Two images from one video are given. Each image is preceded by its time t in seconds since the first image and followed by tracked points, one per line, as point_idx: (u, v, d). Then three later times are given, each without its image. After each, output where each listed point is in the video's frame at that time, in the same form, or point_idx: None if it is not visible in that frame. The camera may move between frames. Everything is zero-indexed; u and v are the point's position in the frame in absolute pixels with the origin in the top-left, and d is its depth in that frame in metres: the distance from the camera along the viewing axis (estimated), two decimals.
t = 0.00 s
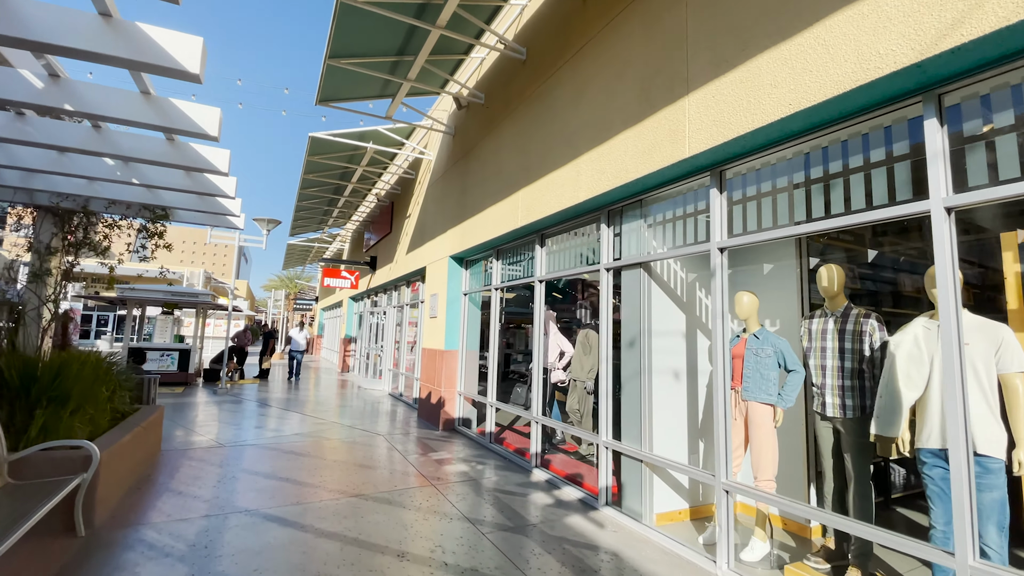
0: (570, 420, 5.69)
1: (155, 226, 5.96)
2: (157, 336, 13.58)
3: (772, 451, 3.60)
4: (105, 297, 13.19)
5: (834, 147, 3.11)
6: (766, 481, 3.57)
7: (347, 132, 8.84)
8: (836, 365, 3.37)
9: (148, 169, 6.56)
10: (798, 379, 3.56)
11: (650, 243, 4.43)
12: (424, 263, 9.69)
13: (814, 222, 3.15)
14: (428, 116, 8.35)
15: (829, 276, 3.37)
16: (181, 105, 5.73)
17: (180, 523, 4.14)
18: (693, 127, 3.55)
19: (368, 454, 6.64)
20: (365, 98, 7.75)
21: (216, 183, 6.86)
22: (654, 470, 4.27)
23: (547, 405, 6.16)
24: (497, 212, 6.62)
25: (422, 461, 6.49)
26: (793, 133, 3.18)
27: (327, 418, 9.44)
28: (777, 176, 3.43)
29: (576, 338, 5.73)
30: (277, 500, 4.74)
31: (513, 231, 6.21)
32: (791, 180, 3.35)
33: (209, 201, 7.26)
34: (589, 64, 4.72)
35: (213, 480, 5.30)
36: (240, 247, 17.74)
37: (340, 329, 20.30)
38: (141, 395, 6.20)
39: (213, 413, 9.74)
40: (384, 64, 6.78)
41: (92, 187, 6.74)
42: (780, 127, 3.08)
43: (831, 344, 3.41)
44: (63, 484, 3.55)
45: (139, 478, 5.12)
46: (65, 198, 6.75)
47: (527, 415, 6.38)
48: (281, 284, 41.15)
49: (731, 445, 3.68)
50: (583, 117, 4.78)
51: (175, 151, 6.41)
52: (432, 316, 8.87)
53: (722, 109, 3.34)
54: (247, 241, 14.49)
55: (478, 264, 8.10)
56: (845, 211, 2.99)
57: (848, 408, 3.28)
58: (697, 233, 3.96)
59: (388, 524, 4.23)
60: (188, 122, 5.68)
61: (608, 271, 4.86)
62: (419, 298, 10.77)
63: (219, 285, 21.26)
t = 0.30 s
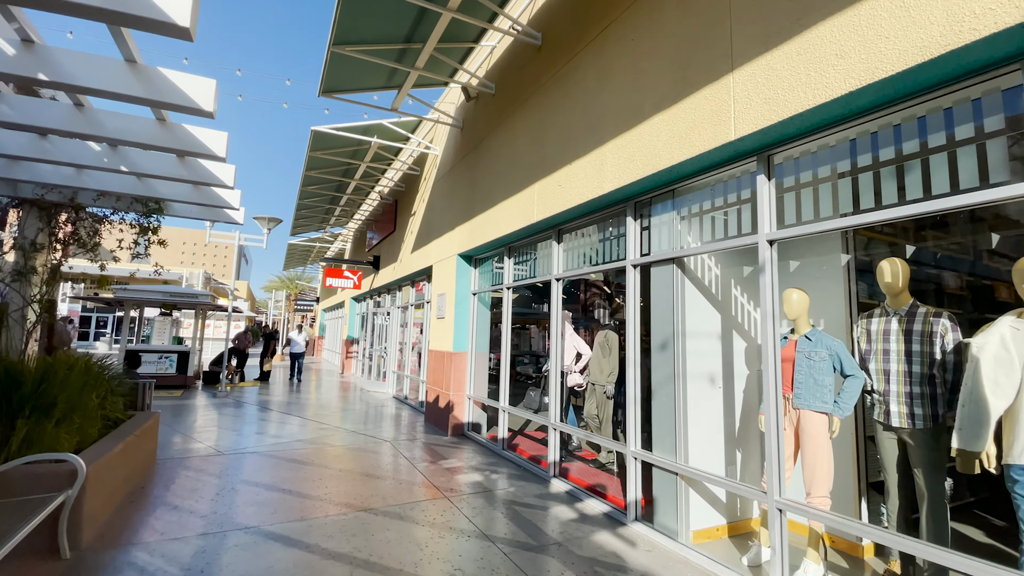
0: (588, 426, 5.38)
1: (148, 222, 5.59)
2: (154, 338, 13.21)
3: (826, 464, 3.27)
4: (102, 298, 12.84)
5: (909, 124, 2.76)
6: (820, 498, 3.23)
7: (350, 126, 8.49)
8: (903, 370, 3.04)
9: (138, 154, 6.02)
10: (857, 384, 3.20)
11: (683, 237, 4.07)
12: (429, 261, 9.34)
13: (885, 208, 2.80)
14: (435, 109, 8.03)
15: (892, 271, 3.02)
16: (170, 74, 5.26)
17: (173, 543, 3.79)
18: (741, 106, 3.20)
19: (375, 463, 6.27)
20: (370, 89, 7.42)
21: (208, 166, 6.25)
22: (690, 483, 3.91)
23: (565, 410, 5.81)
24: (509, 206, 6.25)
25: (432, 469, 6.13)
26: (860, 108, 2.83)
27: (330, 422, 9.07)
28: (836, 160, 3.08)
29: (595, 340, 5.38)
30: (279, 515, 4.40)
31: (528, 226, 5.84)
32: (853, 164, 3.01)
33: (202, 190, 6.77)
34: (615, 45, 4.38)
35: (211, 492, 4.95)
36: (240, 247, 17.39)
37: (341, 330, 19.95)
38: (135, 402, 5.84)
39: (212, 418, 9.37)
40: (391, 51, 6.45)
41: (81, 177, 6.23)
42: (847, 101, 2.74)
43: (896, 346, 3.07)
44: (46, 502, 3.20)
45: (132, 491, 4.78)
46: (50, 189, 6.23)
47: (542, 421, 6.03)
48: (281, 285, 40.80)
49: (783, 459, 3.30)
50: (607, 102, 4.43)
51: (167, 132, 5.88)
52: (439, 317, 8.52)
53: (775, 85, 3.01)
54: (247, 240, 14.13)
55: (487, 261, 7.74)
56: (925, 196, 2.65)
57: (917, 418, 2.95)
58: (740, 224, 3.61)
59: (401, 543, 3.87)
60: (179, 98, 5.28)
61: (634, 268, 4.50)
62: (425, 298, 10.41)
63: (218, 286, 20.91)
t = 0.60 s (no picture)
0: (608, 432, 5.13)
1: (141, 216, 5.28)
2: (155, 340, 12.93)
3: (891, 478, 2.92)
4: (102, 300, 12.60)
5: (995, 94, 2.41)
6: (883, 516, 2.88)
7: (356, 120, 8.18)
8: (981, 372, 2.67)
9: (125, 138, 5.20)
10: (926, 390, 2.84)
11: (721, 228, 3.70)
12: (437, 261, 9.00)
13: (970, 188, 2.44)
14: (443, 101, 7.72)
15: (966, 262, 2.62)
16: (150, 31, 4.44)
17: (166, 564, 3.46)
18: (799, 77, 2.85)
19: (383, 471, 5.93)
20: (375, 80, 7.13)
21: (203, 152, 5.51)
22: (731, 498, 3.55)
23: (584, 416, 5.47)
24: (522, 200, 5.90)
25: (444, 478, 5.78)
26: (939, 76, 2.48)
27: (336, 427, 8.75)
28: (905, 138, 2.73)
29: (614, 341, 5.25)
30: (281, 531, 4.06)
31: (543, 221, 5.49)
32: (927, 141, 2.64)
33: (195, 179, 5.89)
34: (642, 22, 4.05)
35: (209, 505, 4.61)
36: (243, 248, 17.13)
37: (346, 332, 19.68)
38: (129, 407, 5.54)
39: (213, 423, 9.07)
40: (399, 38, 6.13)
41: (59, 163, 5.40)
42: (928, 66, 2.39)
43: (973, 346, 2.68)
44: (21, 520, 2.86)
45: (125, 504, 4.45)
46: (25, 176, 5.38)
47: (559, 427, 5.70)
48: (285, 287, 40.67)
49: (844, 473, 2.95)
50: (635, 84, 4.10)
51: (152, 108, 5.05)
52: (447, 316, 8.15)
53: (838, 52, 2.68)
54: (250, 241, 13.86)
55: (498, 259, 7.39)
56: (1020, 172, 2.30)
57: (999, 426, 2.58)
58: (791, 211, 3.24)
59: (415, 564, 3.53)
60: (160, 56, 4.50)
61: (664, 262, 4.13)
62: (433, 299, 10.10)
63: (221, 288, 20.66)
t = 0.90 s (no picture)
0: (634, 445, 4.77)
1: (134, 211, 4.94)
2: (160, 344, 12.72)
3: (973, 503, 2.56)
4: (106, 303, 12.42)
5: None
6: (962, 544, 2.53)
7: (364, 117, 7.90)
8: None
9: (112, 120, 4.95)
10: (1011, 401, 2.50)
11: (768, 222, 3.36)
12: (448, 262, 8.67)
13: None
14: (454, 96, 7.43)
15: None
16: None
17: None
18: (868, 48, 2.50)
19: (394, 483, 5.62)
20: (384, 74, 6.85)
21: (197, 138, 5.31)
22: (783, 521, 3.20)
23: (608, 426, 5.12)
24: (539, 197, 5.57)
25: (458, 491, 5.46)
26: None
27: (344, 433, 8.45)
28: (991, 116, 2.38)
29: (639, 346, 4.95)
30: (285, 553, 3.75)
31: (563, 219, 5.15)
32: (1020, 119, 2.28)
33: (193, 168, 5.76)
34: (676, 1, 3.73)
35: (209, 522, 4.33)
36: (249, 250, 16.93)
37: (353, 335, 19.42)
38: (126, 417, 5.27)
39: (217, 429, 8.80)
40: (410, 28, 5.83)
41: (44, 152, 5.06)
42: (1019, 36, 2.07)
43: None
44: None
45: (119, 522, 4.18)
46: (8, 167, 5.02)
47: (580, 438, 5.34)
48: (291, 289, 40.58)
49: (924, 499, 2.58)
50: (668, 67, 3.77)
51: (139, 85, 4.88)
52: (459, 317, 7.78)
53: (913, 21, 2.34)
54: (256, 242, 13.64)
55: (512, 259, 7.04)
56: None
57: None
58: (852, 202, 2.88)
59: None
60: (142, 16, 3.69)
61: (702, 260, 3.79)
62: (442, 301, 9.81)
63: (227, 291, 20.47)
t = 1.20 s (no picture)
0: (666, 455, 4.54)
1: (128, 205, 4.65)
2: (166, 349, 12.46)
3: None
4: (112, 307, 12.20)
5: None
6: None
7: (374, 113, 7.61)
8: None
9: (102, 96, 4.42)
10: None
11: (831, 209, 2.98)
12: (460, 263, 8.32)
13: None
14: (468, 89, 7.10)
15: None
16: None
17: None
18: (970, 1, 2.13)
19: (408, 496, 5.27)
20: (395, 65, 6.55)
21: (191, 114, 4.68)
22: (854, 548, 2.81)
23: (640, 436, 4.75)
24: (562, 189, 5.18)
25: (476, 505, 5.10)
26: None
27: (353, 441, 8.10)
28: None
29: (671, 350, 4.65)
30: None
31: (590, 213, 4.77)
32: None
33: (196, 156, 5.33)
34: None
35: (211, 541, 3.99)
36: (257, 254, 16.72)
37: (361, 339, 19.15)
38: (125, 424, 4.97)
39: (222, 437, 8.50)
40: (424, 14, 5.53)
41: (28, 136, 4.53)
42: None
43: None
44: None
45: (115, 540, 3.85)
46: None
47: (607, 450, 4.97)
48: (299, 293, 40.50)
49: None
50: (713, 41, 3.41)
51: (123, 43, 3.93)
52: (473, 317, 7.39)
53: None
54: (263, 245, 13.39)
55: (528, 258, 6.68)
56: None
57: None
58: (941, 183, 2.50)
59: None
60: None
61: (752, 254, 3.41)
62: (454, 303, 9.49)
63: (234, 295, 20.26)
